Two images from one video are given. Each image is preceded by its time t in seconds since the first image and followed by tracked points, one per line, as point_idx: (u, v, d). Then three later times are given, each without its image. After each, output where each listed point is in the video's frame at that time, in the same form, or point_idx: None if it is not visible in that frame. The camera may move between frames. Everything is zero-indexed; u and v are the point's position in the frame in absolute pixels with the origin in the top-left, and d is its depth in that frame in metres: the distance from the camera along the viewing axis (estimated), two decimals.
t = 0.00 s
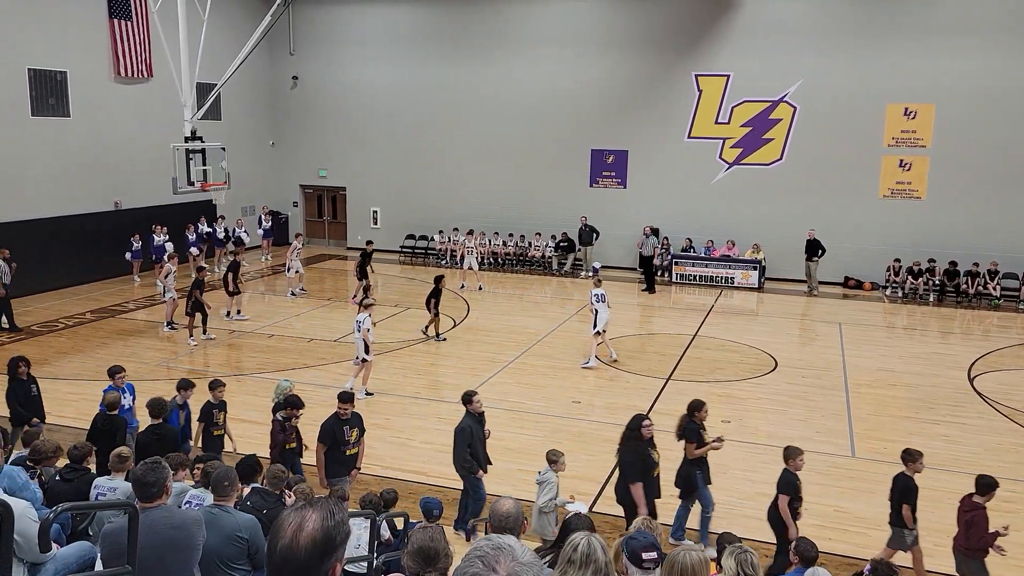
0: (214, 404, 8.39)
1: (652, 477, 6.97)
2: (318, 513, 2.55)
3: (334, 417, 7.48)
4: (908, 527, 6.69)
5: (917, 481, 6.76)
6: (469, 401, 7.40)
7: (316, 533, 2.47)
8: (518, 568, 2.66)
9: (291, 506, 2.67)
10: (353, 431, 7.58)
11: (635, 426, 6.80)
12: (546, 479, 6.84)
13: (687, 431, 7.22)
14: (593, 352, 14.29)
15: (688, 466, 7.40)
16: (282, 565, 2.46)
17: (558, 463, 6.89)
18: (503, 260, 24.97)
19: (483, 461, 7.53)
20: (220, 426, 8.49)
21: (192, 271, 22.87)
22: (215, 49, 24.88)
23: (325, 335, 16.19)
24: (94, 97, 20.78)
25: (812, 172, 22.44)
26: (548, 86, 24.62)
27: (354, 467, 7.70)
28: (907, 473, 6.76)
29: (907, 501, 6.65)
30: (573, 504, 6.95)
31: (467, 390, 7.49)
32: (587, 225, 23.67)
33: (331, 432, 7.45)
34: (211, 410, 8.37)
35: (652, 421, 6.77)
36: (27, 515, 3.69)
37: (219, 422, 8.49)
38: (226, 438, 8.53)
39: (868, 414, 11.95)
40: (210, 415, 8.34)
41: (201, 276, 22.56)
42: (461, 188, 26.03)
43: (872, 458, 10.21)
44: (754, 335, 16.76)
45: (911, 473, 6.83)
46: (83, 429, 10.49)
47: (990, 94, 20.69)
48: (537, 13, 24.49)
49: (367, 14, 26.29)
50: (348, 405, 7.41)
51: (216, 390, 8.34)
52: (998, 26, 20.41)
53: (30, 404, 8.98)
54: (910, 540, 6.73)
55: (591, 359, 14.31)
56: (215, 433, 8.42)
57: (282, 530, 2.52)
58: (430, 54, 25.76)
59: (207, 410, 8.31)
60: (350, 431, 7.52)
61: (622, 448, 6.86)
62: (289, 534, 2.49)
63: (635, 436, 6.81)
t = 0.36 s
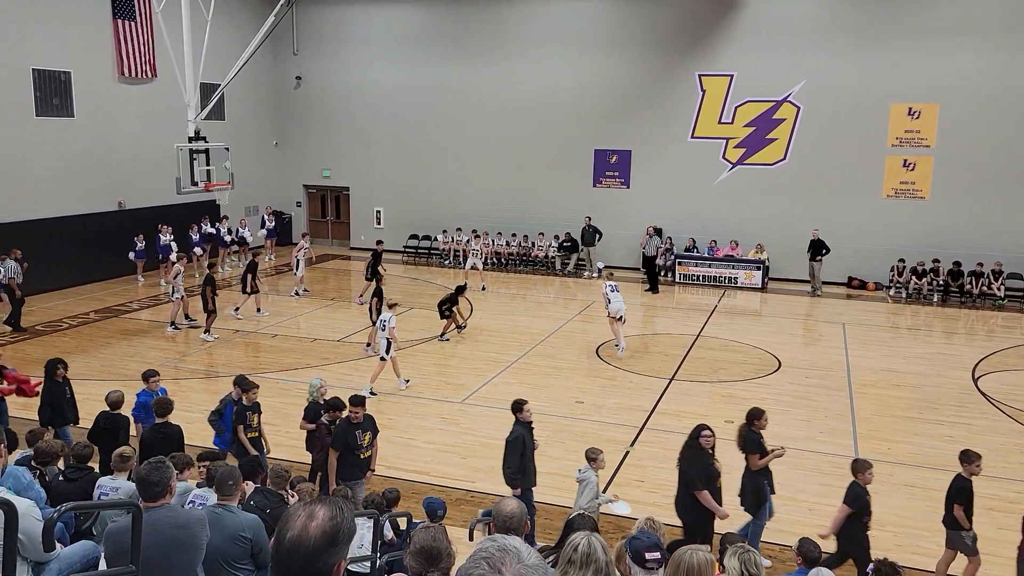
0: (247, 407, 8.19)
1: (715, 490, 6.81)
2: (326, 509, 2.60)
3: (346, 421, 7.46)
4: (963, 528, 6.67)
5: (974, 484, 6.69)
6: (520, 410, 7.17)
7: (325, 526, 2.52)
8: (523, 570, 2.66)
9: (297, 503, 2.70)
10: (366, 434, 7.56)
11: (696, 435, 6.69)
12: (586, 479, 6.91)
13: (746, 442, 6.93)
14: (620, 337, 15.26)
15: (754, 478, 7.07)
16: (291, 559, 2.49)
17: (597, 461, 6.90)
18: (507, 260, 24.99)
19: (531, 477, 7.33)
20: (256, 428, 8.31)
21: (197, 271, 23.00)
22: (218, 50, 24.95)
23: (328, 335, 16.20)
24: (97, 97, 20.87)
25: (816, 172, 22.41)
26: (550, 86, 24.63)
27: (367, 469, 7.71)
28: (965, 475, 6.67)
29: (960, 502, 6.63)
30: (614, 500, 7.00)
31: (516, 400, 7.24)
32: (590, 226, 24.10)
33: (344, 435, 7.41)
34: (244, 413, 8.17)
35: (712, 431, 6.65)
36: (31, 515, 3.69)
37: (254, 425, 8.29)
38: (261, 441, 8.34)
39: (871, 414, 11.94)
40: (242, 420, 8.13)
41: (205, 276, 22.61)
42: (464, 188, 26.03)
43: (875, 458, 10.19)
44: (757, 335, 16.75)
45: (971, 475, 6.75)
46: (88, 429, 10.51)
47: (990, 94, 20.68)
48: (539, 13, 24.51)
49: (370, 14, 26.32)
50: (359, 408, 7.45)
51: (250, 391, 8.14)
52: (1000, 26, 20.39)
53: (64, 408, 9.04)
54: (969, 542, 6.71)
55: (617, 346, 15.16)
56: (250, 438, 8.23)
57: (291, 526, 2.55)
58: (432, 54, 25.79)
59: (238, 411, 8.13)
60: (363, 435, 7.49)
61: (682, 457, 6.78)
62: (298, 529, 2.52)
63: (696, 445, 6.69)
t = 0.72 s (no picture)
0: (284, 411, 8.20)
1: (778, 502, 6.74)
2: (316, 506, 2.61)
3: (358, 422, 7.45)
4: None
5: None
6: (571, 418, 7.01)
7: (318, 521, 2.54)
8: (526, 572, 2.65)
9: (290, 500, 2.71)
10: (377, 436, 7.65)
11: (759, 444, 6.65)
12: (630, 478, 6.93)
13: (809, 449, 6.85)
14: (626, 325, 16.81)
15: (813, 487, 7.00)
16: (287, 556, 2.51)
17: (641, 461, 6.93)
18: (508, 260, 24.98)
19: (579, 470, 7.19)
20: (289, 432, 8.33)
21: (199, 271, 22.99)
22: (220, 50, 24.98)
23: (330, 335, 16.21)
24: (99, 97, 20.89)
25: (817, 173, 22.40)
26: (552, 86, 24.62)
27: (379, 472, 7.74)
28: None
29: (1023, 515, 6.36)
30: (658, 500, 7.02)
31: (568, 405, 7.10)
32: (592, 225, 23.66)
33: (357, 436, 7.41)
34: (280, 417, 8.16)
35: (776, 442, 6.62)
36: (33, 514, 3.72)
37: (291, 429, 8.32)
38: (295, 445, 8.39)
39: (872, 414, 11.94)
40: (277, 425, 8.11)
41: (206, 275, 22.63)
42: (465, 188, 26.03)
43: (876, 459, 10.18)
44: (758, 335, 16.75)
45: None
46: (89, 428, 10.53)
47: (992, 95, 20.66)
48: (540, 12, 24.51)
49: (372, 13, 26.32)
50: (371, 410, 7.48)
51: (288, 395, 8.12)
52: (1001, 26, 20.37)
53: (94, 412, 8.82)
54: None
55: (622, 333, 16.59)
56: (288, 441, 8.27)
57: (285, 524, 2.56)
58: (433, 54, 25.80)
59: (273, 414, 8.11)
60: (374, 436, 7.53)
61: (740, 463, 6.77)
62: (290, 528, 2.53)
63: (758, 455, 6.66)
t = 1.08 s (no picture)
0: (315, 418, 7.99)
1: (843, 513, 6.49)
2: (312, 507, 2.63)
3: (378, 423, 7.47)
4: None
5: None
6: (620, 419, 7.02)
7: (314, 522, 2.56)
8: (528, 572, 2.65)
9: (284, 502, 2.73)
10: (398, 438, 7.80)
11: (824, 454, 6.30)
12: (672, 481, 6.82)
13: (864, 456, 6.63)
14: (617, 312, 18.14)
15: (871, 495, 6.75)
16: (282, 558, 2.54)
17: (682, 463, 6.86)
18: (509, 260, 24.97)
19: (624, 465, 7.09)
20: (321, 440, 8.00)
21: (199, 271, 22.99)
22: (221, 50, 24.99)
23: (330, 335, 16.21)
24: (100, 97, 20.90)
25: (817, 173, 22.41)
26: (552, 86, 24.62)
27: (397, 473, 7.68)
28: None
29: None
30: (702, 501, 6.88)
31: (616, 407, 7.12)
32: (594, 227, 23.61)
33: (378, 436, 7.41)
34: (313, 425, 7.95)
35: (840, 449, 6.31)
36: (33, 514, 3.75)
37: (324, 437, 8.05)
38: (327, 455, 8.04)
39: (873, 414, 11.93)
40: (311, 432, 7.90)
41: (207, 275, 22.65)
42: (466, 188, 26.02)
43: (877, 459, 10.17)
44: (759, 335, 16.74)
45: None
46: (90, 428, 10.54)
47: (992, 96, 20.65)
48: (541, 12, 24.49)
49: (372, 13, 26.33)
50: (391, 409, 7.45)
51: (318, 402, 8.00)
52: (1002, 26, 20.35)
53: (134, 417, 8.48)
54: None
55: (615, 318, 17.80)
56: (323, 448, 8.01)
57: (279, 526, 2.59)
58: (432, 54, 25.81)
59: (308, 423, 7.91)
60: (394, 436, 7.51)
61: (808, 473, 6.44)
62: (288, 530, 2.56)
63: (825, 465, 6.33)
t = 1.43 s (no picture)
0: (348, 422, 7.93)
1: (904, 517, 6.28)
2: (315, 508, 2.65)
3: (406, 419, 7.41)
4: None
5: None
6: (669, 426, 7.00)
7: (317, 524, 2.58)
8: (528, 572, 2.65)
9: (286, 502, 2.74)
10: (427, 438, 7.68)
11: (892, 458, 6.00)
12: (717, 486, 6.77)
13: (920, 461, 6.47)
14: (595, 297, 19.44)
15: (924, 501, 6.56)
16: (287, 559, 2.56)
17: (727, 468, 6.80)
18: (510, 261, 24.96)
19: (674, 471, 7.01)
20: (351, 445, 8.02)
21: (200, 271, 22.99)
22: (222, 50, 25.00)
23: (331, 334, 16.21)
24: (100, 97, 20.91)
25: (819, 173, 22.40)
26: (554, 86, 24.61)
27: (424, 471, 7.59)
28: None
29: None
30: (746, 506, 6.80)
31: (666, 414, 7.08)
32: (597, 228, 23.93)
33: (407, 434, 7.34)
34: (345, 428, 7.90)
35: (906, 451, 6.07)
36: (34, 513, 3.62)
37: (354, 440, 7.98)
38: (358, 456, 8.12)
39: (873, 415, 11.93)
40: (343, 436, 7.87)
41: (209, 275, 22.65)
42: (466, 188, 26.02)
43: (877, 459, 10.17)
44: (760, 335, 16.76)
45: None
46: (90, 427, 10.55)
47: (993, 96, 20.64)
48: (542, 12, 24.49)
49: (372, 13, 26.33)
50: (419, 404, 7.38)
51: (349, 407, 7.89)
52: (1003, 27, 20.35)
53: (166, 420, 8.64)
54: None
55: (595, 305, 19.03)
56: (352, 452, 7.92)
57: (283, 528, 2.60)
58: (433, 54, 25.82)
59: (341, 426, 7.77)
60: (421, 433, 7.47)
61: (872, 479, 6.17)
62: (292, 532, 2.58)
63: (893, 468, 6.03)
